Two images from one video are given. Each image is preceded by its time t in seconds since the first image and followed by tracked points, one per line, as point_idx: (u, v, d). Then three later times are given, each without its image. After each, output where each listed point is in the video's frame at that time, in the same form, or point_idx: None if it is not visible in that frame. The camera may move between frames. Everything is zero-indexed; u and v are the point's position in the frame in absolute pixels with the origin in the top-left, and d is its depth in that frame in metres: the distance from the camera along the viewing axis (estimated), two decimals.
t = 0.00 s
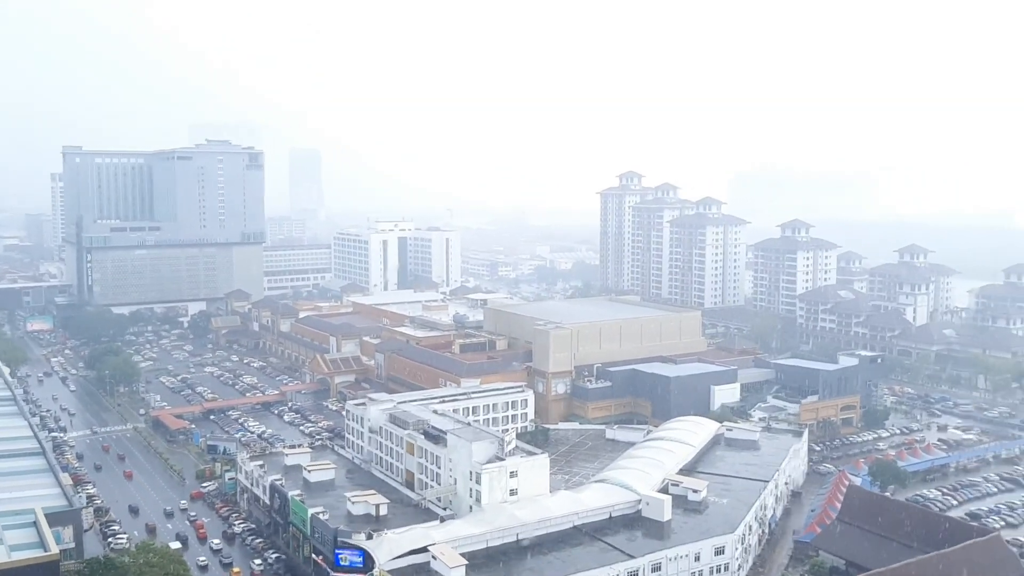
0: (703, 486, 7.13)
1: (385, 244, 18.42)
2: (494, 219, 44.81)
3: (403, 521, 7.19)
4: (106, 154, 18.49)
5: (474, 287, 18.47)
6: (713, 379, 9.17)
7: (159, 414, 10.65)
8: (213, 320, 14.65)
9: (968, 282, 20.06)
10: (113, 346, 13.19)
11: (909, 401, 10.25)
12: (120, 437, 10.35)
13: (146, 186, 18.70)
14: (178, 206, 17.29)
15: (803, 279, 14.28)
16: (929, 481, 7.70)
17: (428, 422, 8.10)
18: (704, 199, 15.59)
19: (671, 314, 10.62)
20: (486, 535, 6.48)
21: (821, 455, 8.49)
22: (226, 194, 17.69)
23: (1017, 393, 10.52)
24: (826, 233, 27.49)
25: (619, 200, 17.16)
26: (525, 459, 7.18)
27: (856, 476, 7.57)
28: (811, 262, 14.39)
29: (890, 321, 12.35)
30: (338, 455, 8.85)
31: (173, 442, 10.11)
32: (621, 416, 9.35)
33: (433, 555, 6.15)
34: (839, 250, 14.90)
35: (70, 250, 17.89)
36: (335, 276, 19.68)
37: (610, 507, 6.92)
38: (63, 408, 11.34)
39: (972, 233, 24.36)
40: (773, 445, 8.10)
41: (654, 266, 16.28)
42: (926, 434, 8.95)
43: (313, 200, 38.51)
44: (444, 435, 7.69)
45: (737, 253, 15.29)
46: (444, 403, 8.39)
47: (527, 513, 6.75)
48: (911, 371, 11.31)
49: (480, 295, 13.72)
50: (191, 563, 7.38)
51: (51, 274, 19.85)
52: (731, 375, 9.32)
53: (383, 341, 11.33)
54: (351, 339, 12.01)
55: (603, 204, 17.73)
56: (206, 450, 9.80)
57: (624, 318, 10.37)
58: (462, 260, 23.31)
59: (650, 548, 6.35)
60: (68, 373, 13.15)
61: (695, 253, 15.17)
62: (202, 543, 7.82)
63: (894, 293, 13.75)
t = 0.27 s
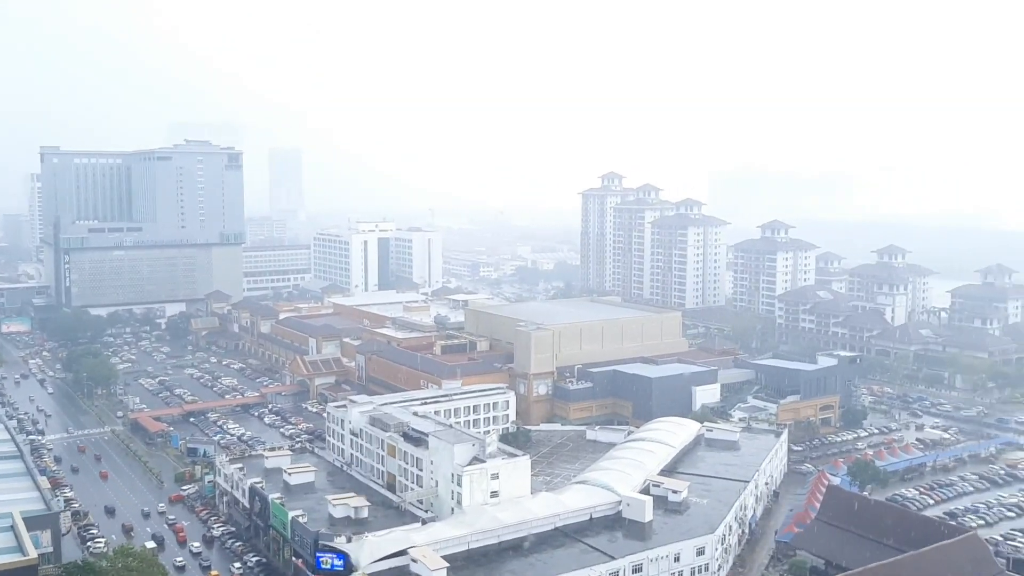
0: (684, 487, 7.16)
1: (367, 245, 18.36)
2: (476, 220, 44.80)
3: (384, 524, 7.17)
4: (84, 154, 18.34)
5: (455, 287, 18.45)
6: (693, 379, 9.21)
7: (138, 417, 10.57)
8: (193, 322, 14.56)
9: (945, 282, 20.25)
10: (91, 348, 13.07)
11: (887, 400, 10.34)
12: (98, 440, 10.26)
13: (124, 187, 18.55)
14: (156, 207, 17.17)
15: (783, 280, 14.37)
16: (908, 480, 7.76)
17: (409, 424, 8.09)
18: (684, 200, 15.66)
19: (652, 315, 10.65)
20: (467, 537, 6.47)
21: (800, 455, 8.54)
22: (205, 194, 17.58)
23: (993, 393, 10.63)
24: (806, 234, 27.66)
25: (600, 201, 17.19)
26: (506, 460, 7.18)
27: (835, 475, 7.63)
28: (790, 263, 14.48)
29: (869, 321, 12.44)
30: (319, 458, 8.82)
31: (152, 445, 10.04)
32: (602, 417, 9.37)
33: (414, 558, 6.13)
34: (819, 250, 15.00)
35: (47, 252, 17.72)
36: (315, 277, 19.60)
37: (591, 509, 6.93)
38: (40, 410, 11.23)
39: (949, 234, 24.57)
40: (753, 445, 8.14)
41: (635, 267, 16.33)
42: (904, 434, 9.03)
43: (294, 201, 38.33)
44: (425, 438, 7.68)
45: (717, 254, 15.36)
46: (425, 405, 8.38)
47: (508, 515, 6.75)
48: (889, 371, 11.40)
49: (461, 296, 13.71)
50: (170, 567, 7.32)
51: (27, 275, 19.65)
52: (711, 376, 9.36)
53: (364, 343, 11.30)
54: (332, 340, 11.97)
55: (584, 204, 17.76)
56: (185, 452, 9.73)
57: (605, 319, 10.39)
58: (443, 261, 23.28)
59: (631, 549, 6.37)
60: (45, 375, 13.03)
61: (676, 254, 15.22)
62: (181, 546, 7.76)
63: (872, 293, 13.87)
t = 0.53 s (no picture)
0: (664, 488, 7.18)
1: (346, 246, 18.30)
2: (456, 220, 44.75)
3: (364, 527, 7.15)
4: (60, 154, 18.16)
5: (435, 288, 18.42)
6: (673, 380, 9.24)
7: (115, 420, 10.47)
8: (171, 323, 14.45)
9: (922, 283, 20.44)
10: (68, 350, 12.95)
11: (865, 400, 10.42)
12: (74, 443, 10.16)
13: (102, 187, 18.38)
14: (134, 207, 17.03)
15: (761, 281, 14.45)
16: (884, 480, 7.83)
17: (388, 427, 8.07)
18: (664, 201, 15.71)
19: (632, 316, 10.68)
20: (446, 539, 6.45)
21: (779, 455, 8.60)
22: (184, 195, 17.46)
23: (968, 392, 10.75)
24: (784, 234, 27.84)
25: (580, 202, 17.22)
26: (486, 462, 7.18)
27: (812, 476, 7.68)
28: (769, 264, 14.57)
29: (846, 322, 12.54)
30: (298, 460, 8.78)
31: (130, 448, 9.95)
32: (582, 418, 9.39)
33: (393, 561, 6.11)
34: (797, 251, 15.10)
35: (23, 252, 17.53)
36: (295, 278, 19.50)
37: (571, 510, 6.93)
38: (15, 413, 11.10)
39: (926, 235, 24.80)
40: (732, 445, 8.18)
41: (616, 267, 16.37)
42: (880, 434, 9.11)
43: (273, 201, 38.11)
44: (405, 440, 7.66)
45: (697, 255, 15.42)
46: (405, 407, 8.36)
47: (488, 517, 6.74)
48: (867, 371, 11.49)
49: (442, 297, 13.69)
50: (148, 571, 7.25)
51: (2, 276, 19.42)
52: (691, 376, 9.40)
53: (343, 344, 11.26)
54: (311, 342, 11.92)
55: (565, 205, 17.78)
56: (163, 455, 9.65)
57: (586, 320, 10.41)
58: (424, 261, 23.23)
59: (611, 550, 6.38)
60: (21, 377, 12.89)
61: (656, 255, 15.28)
62: (158, 550, 7.69)
63: (850, 294, 13.97)
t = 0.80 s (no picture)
0: (643, 489, 7.18)
1: (325, 246, 18.21)
2: (436, 220, 44.68)
3: (342, 530, 7.11)
4: (35, 154, 17.95)
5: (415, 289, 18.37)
6: (652, 381, 9.27)
7: (91, 422, 10.36)
8: (148, 324, 14.32)
9: (897, 283, 20.63)
10: (42, 352, 12.79)
11: (842, 400, 10.49)
12: (49, 446, 10.04)
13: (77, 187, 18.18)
14: (110, 207, 16.86)
15: (739, 281, 14.53)
16: (861, 480, 7.88)
17: (367, 429, 8.04)
18: (643, 201, 15.75)
19: (611, 317, 10.69)
20: (425, 542, 6.41)
21: (757, 455, 8.64)
22: (160, 195, 17.31)
23: (943, 392, 10.85)
24: (762, 235, 28.00)
25: (560, 203, 17.24)
26: (465, 464, 7.15)
27: (790, 476, 7.72)
28: (747, 264, 14.64)
29: (823, 322, 12.63)
30: (276, 463, 8.72)
31: (106, 450, 9.85)
32: (561, 419, 9.40)
33: (372, 564, 6.06)
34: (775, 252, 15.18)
35: None
36: (273, 279, 19.39)
37: (550, 512, 6.92)
38: None
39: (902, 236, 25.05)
40: (710, 446, 8.21)
41: (595, 268, 16.40)
42: (857, 433, 9.18)
43: (251, 201, 37.87)
44: (384, 442, 7.63)
45: (676, 255, 15.47)
46: (384, 409, 8.32)
47: (467, 519, 6.71)
48: (843, 371, 11.58)
49: (421, 298, 13.65)
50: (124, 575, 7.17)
51: None
52: (669, 377, 9.43)
53: (322, 345, 11.20)
54: (290, 343, 11.85)
55: (544, 206, 17.77)
56: (140, 458, 9.56)
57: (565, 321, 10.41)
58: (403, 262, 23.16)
59: (590, 552, 6.38)
60: None
61: (635, 255, 15.31)
62: (135, 554, 7.61)
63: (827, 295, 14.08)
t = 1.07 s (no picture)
0: (626, 490, 7.19)
1: (308, 247, 18.15)
2: (421, 220, 44.62)
3: (326, 533, 7.08)
4: (16, 155, 17.83)
5: (399, 291, 18.34)
6: (637, 382, 9.29)
7: (72, 425, 10.28)
8: (130, 326, 14.22)
9: (879, 284, 20.78)
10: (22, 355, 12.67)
11: (824, 401, 10.55)
12: (30, 449, 9.95)
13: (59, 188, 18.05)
14: (91, 208, 16.76)
15: (723, 282, 14.58)
16: (843, 480, 7.93)
17: (351, 431, 8.01)
18: (626, 202, 15.79)
19: (595, 318, 10.71)
20: (410, 545, 6.39)
21: (740, 456, 8.67)
22: (142, 197, 17.22)
23: (924, 392, 10.93)
24: (745, 236, 28.12)
25: (544, 204, 17.25)
26: (450, 467, 7.14)
27: (773, 476, 7.75)
28: (730, 265, 14.70)
29: (806, 323, 12.71)
30: (259, 466, 8.69)
31: (87, 454, 9.77)
32: (545, 421, 9.39)
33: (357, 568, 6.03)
34: (758, 253, 15.25)
35: None
36: (256, 280, 19.32)
37: (534, 513, 6.91)
38: None
39: (883, 236, 25.22)
40: (694, 447, 8.24)
41: (579, 269, 16.43)
42: (839, 434, 9.23)
43: (234, 201, 37.69)
44: (367, 445, 7.60)
45: (660, 256, 15.51)
46: (367, 411, 8.30)
47: (451, 522, 6.69)
48: (825, 372, 11.65)
49: (405, 299, 13.63)
50: None
51: None
52: (653, 378, 9.45)
53: (305, 347, 11.16)
54: (273, 345, 11.80)
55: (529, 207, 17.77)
56: (121, 461, 9.49)
57: (549, 322, 10.41)
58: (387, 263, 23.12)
59: (574, 553, 6.38)
60: None
61: (619, 256, 15.34)
62: (117, 558, 7.56)
63: (809, 295, 14.16)
